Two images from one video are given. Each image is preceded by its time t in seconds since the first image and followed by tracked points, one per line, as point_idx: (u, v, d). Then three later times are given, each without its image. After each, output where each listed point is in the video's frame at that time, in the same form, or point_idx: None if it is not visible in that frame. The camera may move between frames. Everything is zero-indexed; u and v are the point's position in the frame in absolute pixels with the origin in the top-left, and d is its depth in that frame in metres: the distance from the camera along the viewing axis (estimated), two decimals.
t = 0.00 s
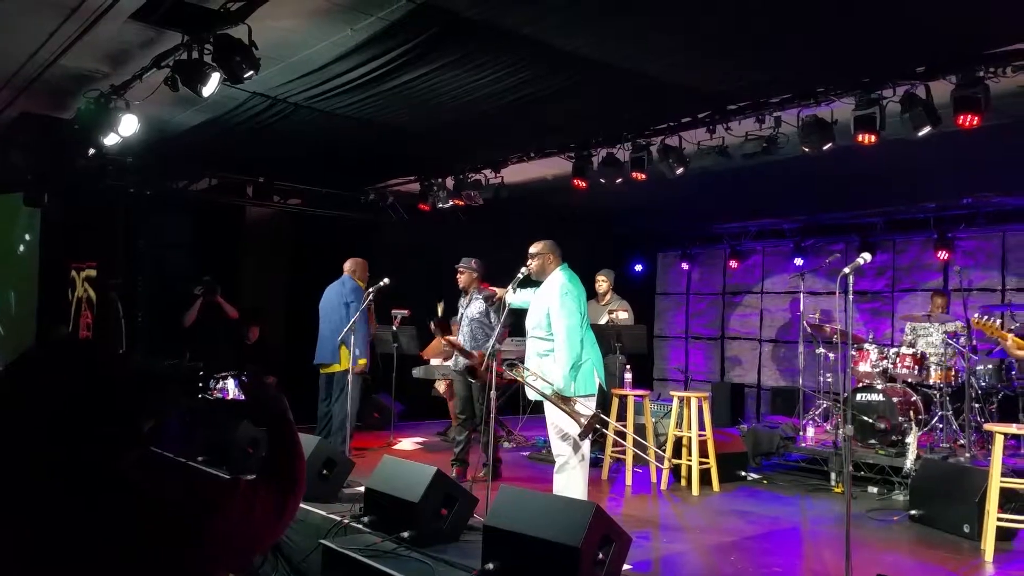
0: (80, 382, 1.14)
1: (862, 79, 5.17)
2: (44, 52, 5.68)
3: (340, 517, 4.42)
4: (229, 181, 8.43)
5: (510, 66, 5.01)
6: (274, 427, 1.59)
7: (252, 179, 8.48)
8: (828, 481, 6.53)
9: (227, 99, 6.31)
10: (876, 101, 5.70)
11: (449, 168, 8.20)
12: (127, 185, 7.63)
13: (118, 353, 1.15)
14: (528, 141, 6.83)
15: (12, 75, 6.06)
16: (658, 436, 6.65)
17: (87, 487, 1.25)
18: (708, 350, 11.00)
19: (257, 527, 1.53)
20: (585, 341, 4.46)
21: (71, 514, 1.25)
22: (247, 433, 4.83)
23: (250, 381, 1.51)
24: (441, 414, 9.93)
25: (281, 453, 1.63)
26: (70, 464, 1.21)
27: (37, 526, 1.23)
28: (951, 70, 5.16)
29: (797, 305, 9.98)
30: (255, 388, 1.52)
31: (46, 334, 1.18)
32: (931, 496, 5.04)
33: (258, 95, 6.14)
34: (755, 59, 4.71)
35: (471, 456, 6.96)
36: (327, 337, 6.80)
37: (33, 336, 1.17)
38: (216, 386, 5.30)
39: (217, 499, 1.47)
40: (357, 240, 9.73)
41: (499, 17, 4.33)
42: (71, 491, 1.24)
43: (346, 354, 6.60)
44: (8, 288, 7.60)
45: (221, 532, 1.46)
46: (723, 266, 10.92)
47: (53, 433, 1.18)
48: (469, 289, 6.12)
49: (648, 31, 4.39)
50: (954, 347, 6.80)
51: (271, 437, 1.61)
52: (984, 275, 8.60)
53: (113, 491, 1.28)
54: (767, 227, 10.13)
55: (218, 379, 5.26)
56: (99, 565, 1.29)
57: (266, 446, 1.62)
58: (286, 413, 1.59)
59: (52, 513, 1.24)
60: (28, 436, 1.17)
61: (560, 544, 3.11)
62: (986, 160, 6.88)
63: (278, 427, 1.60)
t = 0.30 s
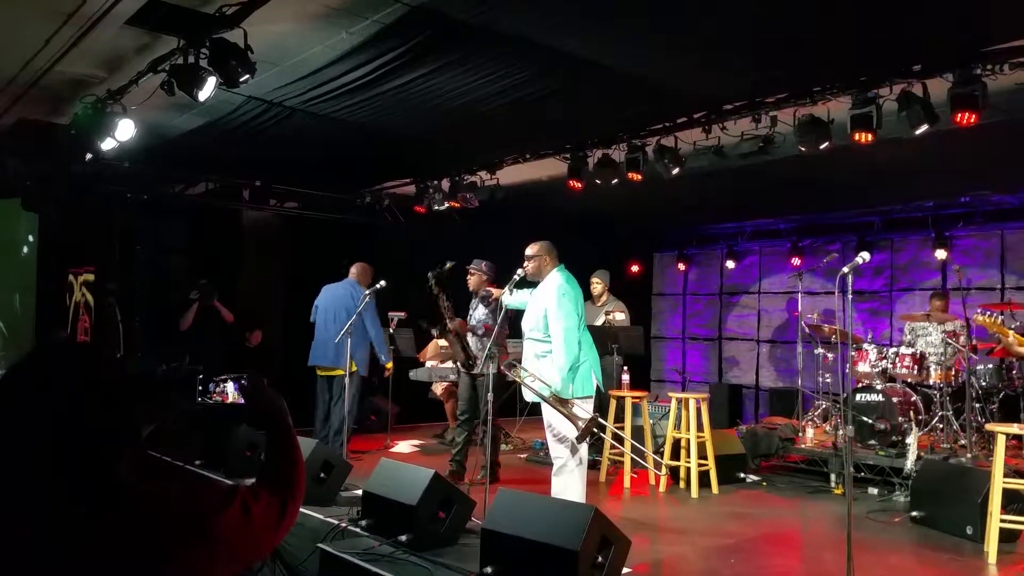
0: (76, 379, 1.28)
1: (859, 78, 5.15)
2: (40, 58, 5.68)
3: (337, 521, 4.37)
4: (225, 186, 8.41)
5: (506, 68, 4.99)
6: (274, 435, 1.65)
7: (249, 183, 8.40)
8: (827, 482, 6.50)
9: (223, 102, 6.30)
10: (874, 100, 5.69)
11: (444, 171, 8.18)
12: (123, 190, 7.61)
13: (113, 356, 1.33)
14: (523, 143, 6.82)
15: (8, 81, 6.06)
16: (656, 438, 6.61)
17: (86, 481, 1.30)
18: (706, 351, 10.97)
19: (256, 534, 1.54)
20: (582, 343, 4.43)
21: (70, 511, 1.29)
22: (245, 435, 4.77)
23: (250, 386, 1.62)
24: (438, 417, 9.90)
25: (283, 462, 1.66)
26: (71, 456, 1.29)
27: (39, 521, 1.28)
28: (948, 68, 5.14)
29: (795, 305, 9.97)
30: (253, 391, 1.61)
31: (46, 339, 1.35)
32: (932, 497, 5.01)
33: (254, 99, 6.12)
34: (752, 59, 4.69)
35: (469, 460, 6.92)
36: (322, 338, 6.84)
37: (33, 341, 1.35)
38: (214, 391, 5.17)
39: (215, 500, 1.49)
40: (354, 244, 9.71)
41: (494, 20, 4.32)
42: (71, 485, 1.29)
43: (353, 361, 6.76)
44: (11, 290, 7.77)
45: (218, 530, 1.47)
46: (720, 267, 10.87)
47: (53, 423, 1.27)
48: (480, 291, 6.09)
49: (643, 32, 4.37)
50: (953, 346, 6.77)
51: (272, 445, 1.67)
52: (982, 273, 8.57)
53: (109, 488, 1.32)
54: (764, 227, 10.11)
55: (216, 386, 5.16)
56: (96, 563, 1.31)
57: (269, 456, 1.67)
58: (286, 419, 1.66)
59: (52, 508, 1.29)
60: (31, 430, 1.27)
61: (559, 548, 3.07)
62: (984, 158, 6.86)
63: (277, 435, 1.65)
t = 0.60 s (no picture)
0: (76, 386, 1.27)
1: (856, 93, 5.19)
2: (40, 59, 5.69)
3: (330, 530, 4.36)
4: (223, 191, 8.43)
5: (506, 78, 5.01)
6: (270, 440, 1.69)
7: (247, 188, 8.40)
8: (821, 496, 6.51)
9: (223, 108, 6.30)
10: (871, 116, 5.72)
11: (443, 180, 8.20)
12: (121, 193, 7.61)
13: (110, 361, 1.31)
14: (523, 153, 6.84)
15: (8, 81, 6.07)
16: (651, 449, 6.61)
17: (84, 484, 1.30)
18: (701, 362, 10.99)
19: (251, 541, 1.56)
20: (579, 354, 4.43)
21: (69, 513, 1.30)
22: (239, 443, 4.83)
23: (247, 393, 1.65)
24: (433, 425, 9.88)
25: (280, 468, 1.69)
26: (71, 459, 1.29)
27: (39, 521, 1.29)
28: (945, 86, 5.18)
29: (790, 319, 10.00)
30: (250, 399, 1.65)
31: (39, 342, 1.32)
32: (925, 512, 5.01)
33: (254, 104, 6.13)
34: (751, 73, 4.72)
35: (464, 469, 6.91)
36: (318, 344, 6.77)
37: (27, 343, 1.32)
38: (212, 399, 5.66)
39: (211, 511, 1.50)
40: (351, 251, 9.71)
41: (496, 30, 4.33)
42: (70, 487, 1.30)
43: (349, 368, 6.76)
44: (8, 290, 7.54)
45: (213, 539, 1.49)
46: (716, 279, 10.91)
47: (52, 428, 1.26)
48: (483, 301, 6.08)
49: (643, 44, 4.39)
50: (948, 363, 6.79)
51: (268, 451, 1.70)
52: (976, 290, 8.62)
53: (108, 489, 1.33)
54: (760, 241, 10.15)
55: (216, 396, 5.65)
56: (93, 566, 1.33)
57: (267, 462, 1.71)
58: (281, 425, 1.70)
59: (52, 509, 1.30)
60: (30, 431, 1.26)
61: (552, 559, 3.07)
62: (979, 175, 6.91)
63: (274, 441, 1.69)
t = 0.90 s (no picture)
0: (83, 387, 1.31)
1: (866, 104, 5.16)
2: (49, 62, 5.71)
3: (330, 534, 4.33)
4: (230, 194, 8.45)
5: (513, 86, 5.00)
6: (278, 448, 1.85)
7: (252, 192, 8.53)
8: (824, 510, 6.44)
9: (231, 112, 6.30)
10: (881, 127, 5.69)
11: (449, 186, 8.19)
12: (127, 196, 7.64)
13: (116, 363, 1.32)
14: (528, 160, 6.84)
15: (17, 83, 6.10)
16: (653, 460, 6.56)
17: (87, 481, 1.36)
18: (704, 373, 10.93)
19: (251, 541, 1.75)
20: (580, 363, 4.39)
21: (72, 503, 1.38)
22: (239, 445, 4.87)
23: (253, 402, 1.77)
24: (434, 432, 9.84)
25: (282, 474, 1.88)
26: (77, 455, 1.34)
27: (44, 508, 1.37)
28: (957, 97, 5.14)
29: (796, 331, 9.93)
30: (256, 407, 1.77)
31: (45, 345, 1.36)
32: (932, 530, 4.94)
33: (261, 109, 6.13)
34: (759, 83, 4.70)
35: (464, 476, 6.86)
36: (321, 351, 6.75)
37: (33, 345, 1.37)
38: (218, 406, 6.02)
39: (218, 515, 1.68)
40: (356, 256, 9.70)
41: (503, 38, 4.33)
42: (73, 482, 1.36)
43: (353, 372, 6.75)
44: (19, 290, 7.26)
45: (222, 543, 1.67)
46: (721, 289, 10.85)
47: (59, 425, 1.32)
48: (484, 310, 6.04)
49: (649, 53, 4.38)
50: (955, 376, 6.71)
51: (274, 458, 1.88)
52: (985, 304, 8.55)
53: (107, 489, 1.38)
54: (766, 251, 10.09)
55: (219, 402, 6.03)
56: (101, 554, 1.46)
57: (270, 467, 1.89)
58: (288, 435, 1.85)
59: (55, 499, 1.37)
60: (38, 427, 1.31)
61: (551, 568, 3.02)
62: (989, 187, 6.86)
63: (281, 449, 1.86)
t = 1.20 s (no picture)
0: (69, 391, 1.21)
1: (865, 119, 5.20)
2: (50, 62, 5.73)
3: (325, 543, 4.35)
4: (230, 197, 8.47)
5: (513, 94, 5.04)
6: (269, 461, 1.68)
7: (251, 196, 8.65)
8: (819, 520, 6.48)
9: (231, 115, 6.32)
10: (878, 142, 5.74)
11: (449, 193, 8.21)
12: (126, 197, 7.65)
13: (109, 367, 1.23)
14: (528, 169, 6.88)
15: (17, 83, 6.11)
16: (649, 468, 6.59)
17: (84, 486, 1.25)
18: (701, 382, 10.96)
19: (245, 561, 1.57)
20: (579, 373, 4.42)
21: (70, 512, 1.25)
22: (235, 452, 4.91)
23: (246, 415, 1.62)
24: (431, 438, 9.84)
25: (276, 488, 1.72)
26: (72, 460, 1.24)
27: (41, 517, 1.24)
28: (954, 114, 5.20)
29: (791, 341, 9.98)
30: (248, 420, 1.62)
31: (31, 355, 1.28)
32: (924, 541, 4.99)
33: (263, 112, 6.15)
34: (760, 96, 4.74)
35: (461, 483, 6.88)
36: (316, 359, 6.75)
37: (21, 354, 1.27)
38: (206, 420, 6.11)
39: (214, 527, 1.48)
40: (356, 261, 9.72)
41: (506, 46, 4.35)
42: (71, 489, 1.24)
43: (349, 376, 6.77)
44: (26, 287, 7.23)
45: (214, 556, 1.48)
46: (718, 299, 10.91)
47: (47, 426, 1.21)
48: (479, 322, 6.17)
49: (652, 64, 4.40)
50: (949, 389, 6.77)
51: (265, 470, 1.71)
52: (978, 317, 8.62)
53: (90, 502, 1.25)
54: (763, 262, 10.16)
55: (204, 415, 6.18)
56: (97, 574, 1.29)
57: (262, 481, 1.72)
58: (279, 444, 1.69)
59: (54, 507, 1.24)
60: (32, 428, 1.21)
61: None
62: (984, 202, 6.92)
63: (270, 459, 1.69)
